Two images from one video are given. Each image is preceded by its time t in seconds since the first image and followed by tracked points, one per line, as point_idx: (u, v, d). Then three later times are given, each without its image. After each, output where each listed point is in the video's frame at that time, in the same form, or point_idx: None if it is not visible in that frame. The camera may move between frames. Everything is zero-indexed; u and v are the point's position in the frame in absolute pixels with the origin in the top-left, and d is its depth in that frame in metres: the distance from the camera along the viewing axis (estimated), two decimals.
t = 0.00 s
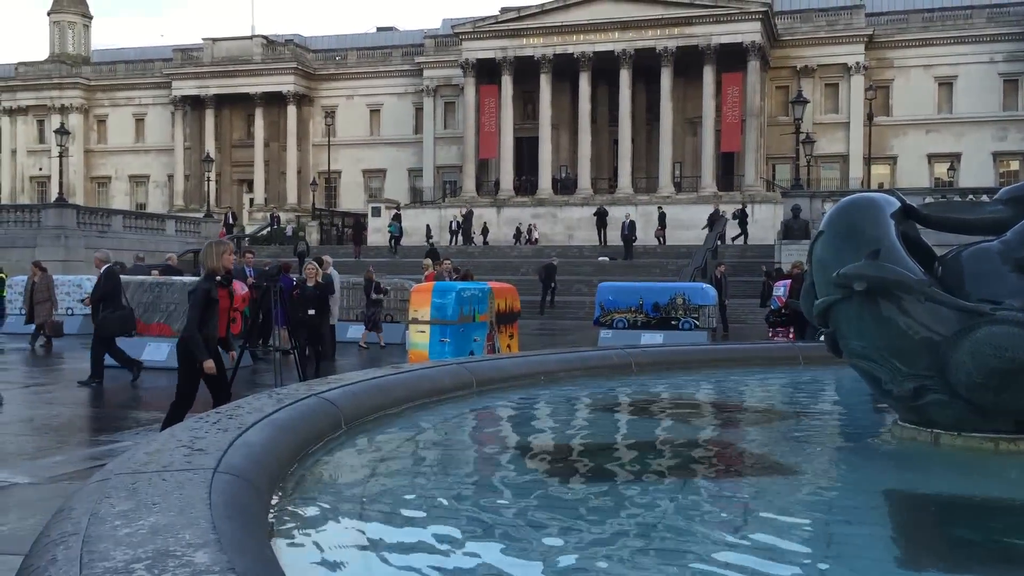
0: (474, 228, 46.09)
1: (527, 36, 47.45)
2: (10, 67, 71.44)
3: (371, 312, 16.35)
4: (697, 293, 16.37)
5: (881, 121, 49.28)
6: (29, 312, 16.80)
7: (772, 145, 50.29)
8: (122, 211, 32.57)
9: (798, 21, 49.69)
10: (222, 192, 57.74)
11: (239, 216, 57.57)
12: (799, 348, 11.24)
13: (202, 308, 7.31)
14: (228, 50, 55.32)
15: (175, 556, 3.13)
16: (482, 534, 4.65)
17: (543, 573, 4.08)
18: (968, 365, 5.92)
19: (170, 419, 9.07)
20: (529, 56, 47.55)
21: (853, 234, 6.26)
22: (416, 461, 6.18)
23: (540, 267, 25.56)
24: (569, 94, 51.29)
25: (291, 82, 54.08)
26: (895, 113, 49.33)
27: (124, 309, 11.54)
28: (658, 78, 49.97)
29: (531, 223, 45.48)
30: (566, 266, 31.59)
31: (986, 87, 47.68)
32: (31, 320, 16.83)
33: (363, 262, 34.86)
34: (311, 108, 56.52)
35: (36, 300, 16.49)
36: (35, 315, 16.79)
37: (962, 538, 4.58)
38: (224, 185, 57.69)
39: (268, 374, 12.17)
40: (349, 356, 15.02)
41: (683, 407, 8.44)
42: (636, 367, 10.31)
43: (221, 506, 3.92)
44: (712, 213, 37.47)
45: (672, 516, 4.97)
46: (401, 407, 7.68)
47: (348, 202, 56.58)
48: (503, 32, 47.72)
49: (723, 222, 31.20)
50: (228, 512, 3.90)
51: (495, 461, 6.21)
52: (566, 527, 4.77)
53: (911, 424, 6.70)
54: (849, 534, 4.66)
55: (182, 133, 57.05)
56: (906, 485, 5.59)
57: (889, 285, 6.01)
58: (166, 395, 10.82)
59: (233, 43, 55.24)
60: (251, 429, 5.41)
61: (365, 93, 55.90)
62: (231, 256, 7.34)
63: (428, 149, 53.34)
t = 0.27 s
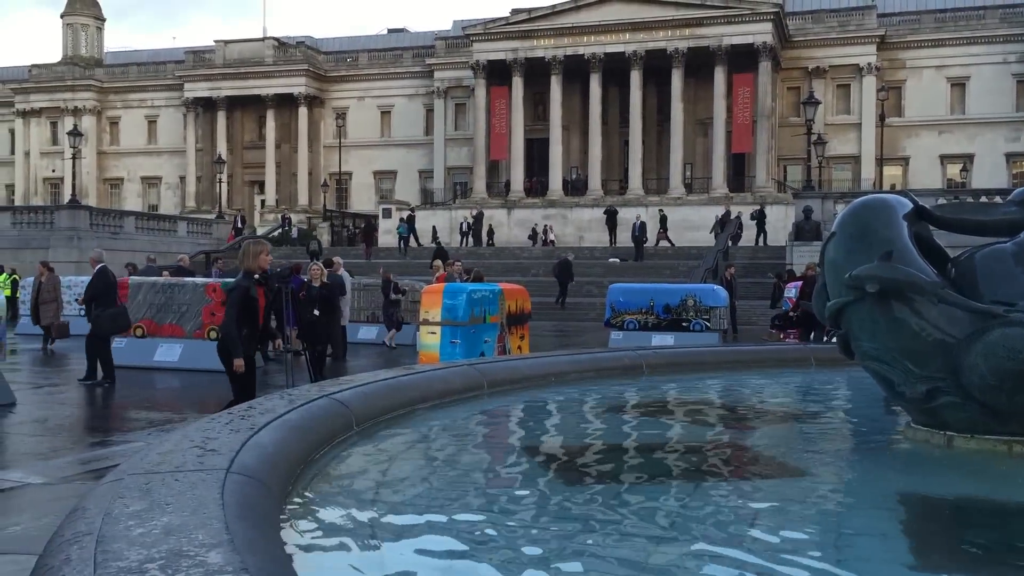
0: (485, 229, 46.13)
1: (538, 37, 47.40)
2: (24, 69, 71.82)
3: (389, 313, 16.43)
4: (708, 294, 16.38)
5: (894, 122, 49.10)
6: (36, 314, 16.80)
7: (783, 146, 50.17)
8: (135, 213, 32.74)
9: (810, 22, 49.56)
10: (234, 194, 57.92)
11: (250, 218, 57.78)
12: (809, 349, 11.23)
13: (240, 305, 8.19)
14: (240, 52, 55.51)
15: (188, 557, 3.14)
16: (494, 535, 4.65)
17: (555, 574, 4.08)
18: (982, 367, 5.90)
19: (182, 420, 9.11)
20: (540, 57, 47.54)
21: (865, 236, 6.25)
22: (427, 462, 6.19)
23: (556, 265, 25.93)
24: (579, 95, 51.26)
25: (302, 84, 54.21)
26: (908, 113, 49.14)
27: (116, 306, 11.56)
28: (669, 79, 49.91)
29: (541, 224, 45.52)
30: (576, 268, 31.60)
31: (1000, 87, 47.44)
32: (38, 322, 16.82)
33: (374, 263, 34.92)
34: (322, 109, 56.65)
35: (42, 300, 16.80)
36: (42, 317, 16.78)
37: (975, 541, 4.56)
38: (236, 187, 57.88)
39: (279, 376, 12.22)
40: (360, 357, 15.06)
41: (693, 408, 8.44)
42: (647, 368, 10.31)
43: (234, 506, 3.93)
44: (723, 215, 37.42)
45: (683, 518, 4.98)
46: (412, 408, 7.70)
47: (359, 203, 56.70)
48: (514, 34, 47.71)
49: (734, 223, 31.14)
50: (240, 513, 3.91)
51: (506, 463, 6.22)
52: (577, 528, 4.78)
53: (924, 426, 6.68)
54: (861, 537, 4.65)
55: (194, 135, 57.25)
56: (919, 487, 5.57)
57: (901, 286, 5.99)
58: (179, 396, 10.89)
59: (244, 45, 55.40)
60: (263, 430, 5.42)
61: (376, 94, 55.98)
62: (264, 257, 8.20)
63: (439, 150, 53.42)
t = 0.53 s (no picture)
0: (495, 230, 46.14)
1: (548, 38, 47.38)
2: (37, 71, 72.20)
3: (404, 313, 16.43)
4: (719, 294, 16.37)
5: (905, 121, 48.92)
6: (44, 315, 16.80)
7: (794, 146, 50.05)
8: (147, 214, 32.87)
9: (821, 21, 49.42)
10: (245, 195, 58.09)
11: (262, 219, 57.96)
12: (821, 350, 11.19)
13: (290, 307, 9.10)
14: (251, 53, 55.68)
15: (202, 555, 3.15)
16: (506, 535, 4.66)
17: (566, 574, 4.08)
18: (995, 368, 5.87)
19: (195, 419, 9.15)
20: (550, 57, 47.52)
21: (877, 236, 6.23)
22: (438, 462, 6.20)
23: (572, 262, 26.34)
24: (590, 95, 51.22)
25: (313, 84, 54.33)
26: (920, 113, 48.94)
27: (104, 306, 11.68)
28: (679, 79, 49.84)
29: (551, 224, 45.52)
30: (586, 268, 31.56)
31: (1013, 86, 47.23)
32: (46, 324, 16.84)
33: (384, 264, 34.98)
34: (332, 110, 56.76)
35: (51, 300, 16.79)
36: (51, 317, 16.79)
37: (987, 542, 4.54)
38: (247, 187, 58.06)
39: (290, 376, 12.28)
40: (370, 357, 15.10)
41: (704, 409, 8.44)
42: (658, 369, 10.31)
43: (247, 506, 3.95)
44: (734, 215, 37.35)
45: (694, 518, 4.98)
46: (424, 409, 7.71)
47: (370, 204, 56.78)
48: (525, 34, 47.70)
49: (745, 223, 31.06)
50: (254, 513, 3.93)
51: (517, 463, 6.22)
52: (589, 529, 4.77)
53: (936, 427, 6.66)
54: (875, 539, 4.63)
55: (205, 136, 57.44)
56: (931, 488, 5.55)
57: (915, 286, 5.97)
58: (190, 395, 10.96)
59: (256, 47, 55.53)
60: (275, 429, 5.44)
61: (387, 95, 56.04)
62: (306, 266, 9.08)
63: (449, 151, 53.48)
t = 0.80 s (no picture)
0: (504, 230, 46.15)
1: (558, 38, 47.37)
2: (49, 72, 72.52)
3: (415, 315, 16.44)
4: (728, 295, 16.36)
5: (916, 121, 48.75)
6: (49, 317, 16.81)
7: (804, 146, 49.92)
8: (157, 214, 32.96)
9: (831, 21, 49.29)
10: (255, 195, 58.22)
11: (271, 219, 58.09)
12: (832, 351, 11.15)
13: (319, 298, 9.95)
14: (261, 54, 55.82)
15: (214, 554, 3.17)
16: (516, 535, 4.66)
17: None
18: (1006, 369, 5.85)
19: (205, 419, 9.18)
20: (559, 58, 47.50)
21: (888, 236, 6.21)
22: (447, 463, 6.20)
23: (585, 258, 26.53)
24: (599, 95, 51.19)
25: (322, 85, 54.41)
26: (931, 113, 48.76)
27: (93, 303, 11.90)
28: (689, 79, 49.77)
29: (561, 224, 45.49)
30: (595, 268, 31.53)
31: None
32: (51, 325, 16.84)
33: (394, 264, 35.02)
34: (342, 110, 56.85)
35: (56, 302, 16.79)
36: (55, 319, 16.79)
37: (998, 543, 4.53)
38: (257, 188, 58.19)
39: (301, 376, 12.31)
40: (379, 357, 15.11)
41: (714, 409, 8.42)
42: (668, 369, 10.29)
43: (257, 506, 3.96)
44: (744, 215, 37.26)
45: (705, 518, 4.97)
46: (433, 409, 7.71)
47: (379, 205, 56.85)
48: (534, 35, 47.70)
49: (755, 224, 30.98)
50: (264, 512, 3.94)
51: (526, 464, 6.21)
52: (599, 529, 4.77)
53: (948, 428, 6.63)
54: (886, 540, 4.61)
55: (215, 137, 57.61)
56: (942, 489, 5.54)
57: (926, 286, 5.95)
58: (201, 395, 11.00)
59: (265, 48, 55.65)
60: (285, 429, 5.45)
61: (396, 96, 56.10)
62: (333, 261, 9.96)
63: (458, 151, 53.51)
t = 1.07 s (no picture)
0: (512, 231, 46.14)
1: (566, 39, 47.36)
2: (58, 73, 72.80)
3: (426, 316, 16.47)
4: (736, 296, 16.35)
5: (926, 121, 48.58)
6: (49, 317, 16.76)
7: (813, 147, 49.81)
8: (166, 215, 33.04)
9: (840, 21, 49.18)
10: (264, 196, 58.33)
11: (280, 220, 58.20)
12: (840, 352, 11.12)
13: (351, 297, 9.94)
14: (270, 55, 55.92)
15: (223, 554, 3.18)
16: (524, 535, 4.67)
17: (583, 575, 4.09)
18: (1017, 370, 5.82)
19: (214, 420, 9.19)
20: (567, 58, 47.48)
21: (898, 236, 6.19)
22: (456, 463, 6.20)
23: (595, 258, 26.57)
24: (607, 95, 51.15)
25: (331, 86, 54.49)
26: (940, 113, 48.61)
27: (86, 305, 11.94)
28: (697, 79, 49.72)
29: (569, 224, 45.46)
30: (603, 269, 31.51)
31: None
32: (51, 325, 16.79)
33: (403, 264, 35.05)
34: (350, 111, 56.92)
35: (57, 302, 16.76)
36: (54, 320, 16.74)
37: (1008, 545, 4.51)
38: (266, 189, 58.30)
39: (309, 377, 12.32)
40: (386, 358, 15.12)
41: (721, 410, 8.41)
42: (676, 370, 10.27)
43: (267, 506, 3.96)
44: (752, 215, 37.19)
45: (713, 519, 4.96)
46: (441, 410, 7.71)
47: (387, 205, 56.92)
48: (542, 35, 47.68)
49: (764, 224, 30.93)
50: (273, 512, 3.95)
51: (534, 464, 6.21)
52: (607, 530, 4.78)
53: (957, 429, 6.61)
54: (894, 540, 4.60)
55: (224, 137, 57.73)
56: (952, 491, 5.52)
57: (936, 287, 5.93)
58: (209, 396, 11.03)
59: (274, 48, 55.74)
60: (294, 429, 5.46)
61: (404, 96, 56.15)
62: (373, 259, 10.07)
63: (466, 152, 53.53)
